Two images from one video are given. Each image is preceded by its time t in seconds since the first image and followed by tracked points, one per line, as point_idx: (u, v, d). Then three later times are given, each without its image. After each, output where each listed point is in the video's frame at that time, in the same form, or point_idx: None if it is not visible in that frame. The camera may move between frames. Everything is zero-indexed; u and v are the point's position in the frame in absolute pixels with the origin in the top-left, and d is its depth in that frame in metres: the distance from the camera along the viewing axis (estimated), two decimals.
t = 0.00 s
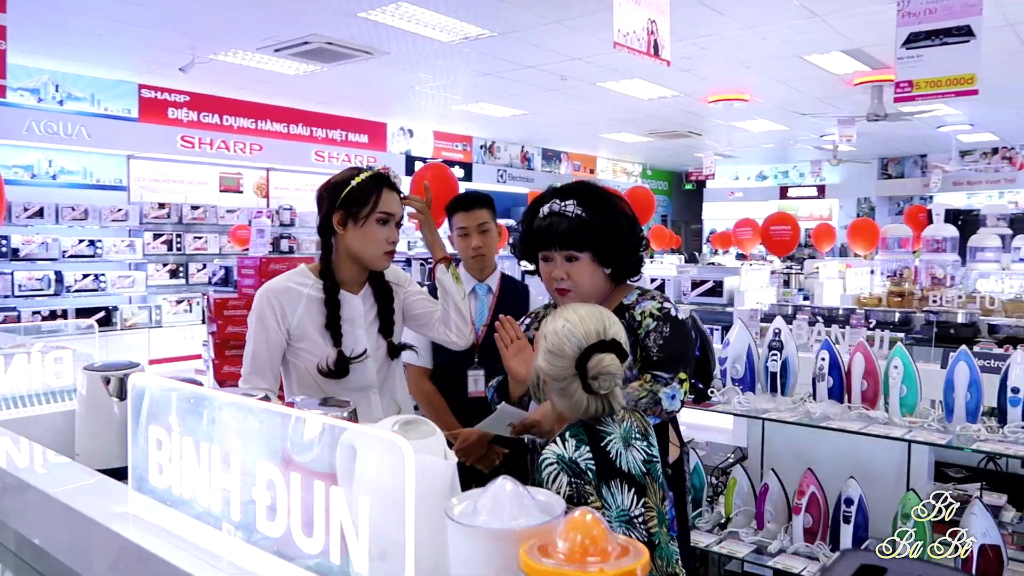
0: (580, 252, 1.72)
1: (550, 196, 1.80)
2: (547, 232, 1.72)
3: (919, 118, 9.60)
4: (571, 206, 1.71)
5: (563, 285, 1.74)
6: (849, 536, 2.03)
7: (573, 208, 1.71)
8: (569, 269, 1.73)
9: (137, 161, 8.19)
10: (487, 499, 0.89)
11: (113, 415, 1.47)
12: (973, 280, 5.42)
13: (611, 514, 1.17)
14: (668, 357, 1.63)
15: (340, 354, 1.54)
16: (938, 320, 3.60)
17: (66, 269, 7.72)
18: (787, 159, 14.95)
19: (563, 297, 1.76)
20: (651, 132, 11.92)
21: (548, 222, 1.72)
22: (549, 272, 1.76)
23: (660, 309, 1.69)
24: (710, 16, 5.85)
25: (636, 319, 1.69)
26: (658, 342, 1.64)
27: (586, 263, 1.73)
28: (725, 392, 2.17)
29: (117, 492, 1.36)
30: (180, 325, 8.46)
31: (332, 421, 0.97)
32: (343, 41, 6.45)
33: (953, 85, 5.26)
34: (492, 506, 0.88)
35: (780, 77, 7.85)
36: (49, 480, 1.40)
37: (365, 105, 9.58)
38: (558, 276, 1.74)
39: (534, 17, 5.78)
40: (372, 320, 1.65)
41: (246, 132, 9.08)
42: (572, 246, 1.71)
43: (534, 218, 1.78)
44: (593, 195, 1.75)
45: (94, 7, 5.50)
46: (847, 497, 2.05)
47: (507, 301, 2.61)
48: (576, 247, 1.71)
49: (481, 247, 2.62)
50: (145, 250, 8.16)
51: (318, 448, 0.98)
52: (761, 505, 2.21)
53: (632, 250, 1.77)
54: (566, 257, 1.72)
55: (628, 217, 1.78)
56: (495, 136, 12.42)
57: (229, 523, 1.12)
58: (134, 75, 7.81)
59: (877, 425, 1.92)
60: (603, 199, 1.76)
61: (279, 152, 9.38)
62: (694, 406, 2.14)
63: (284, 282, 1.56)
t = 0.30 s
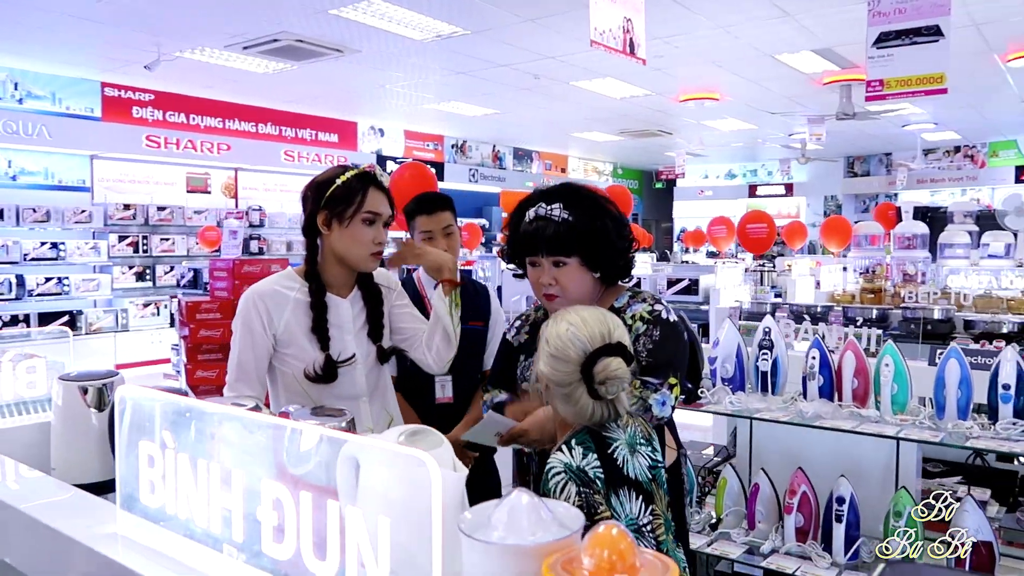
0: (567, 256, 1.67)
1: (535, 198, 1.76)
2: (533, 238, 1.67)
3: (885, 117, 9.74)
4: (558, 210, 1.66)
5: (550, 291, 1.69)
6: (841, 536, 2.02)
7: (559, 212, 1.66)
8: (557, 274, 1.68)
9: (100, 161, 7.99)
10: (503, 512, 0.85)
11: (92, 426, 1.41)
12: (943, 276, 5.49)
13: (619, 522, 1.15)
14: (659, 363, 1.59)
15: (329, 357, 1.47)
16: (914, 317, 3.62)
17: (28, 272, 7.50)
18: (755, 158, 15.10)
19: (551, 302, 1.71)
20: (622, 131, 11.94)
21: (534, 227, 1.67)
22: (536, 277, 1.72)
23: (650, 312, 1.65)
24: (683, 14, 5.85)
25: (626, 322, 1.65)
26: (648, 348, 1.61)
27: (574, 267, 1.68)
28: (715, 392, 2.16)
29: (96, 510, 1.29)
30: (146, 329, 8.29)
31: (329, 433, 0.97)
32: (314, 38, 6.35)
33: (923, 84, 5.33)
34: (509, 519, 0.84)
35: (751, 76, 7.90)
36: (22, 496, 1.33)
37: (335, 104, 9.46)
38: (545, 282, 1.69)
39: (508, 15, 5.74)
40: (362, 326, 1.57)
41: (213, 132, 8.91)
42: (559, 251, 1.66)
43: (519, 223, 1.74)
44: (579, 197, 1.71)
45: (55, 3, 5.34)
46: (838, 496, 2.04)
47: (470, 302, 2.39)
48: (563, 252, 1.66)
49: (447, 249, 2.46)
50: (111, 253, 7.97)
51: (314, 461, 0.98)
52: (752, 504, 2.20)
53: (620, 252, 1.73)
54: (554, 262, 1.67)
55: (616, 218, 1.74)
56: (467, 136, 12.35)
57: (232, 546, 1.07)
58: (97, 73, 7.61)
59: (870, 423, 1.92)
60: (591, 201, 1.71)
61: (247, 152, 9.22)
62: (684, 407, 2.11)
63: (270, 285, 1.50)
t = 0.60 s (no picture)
0: (572, 246, 1.62)
1: (541, 188, 1.71)
2: (540, 225, 1.63)
3: (865, 116, 9.80)
4: (563, 198, 1.62)
5: (556, 280, 1.64)
6: (844, 535, 1.99)
7: (565, 200, 1.62)
8: (563, 264, 1.63)
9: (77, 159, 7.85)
10: (525, 518, 0.80)
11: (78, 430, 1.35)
12: (928, 273, 5.51)
13: (634, 527, 1.10)
14: (671, 362, 1.55)
15: (327, 356, 1.42)
16: (904, 314, 3.60)
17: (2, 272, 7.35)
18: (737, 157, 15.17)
19: (558, 293, 1.65)
20: (605, 130, 11.93)
21: (540, 215, 1.62)
22: (540, 267, 1.67)
23: (660, 309, 1.60)
24: (670, 12, 5.84)
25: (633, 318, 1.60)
26: (661, 344, 1.56)
27: (579, 257, 1.63)
28: (715, 390, 2.13)
29: (84, 517, 1.23)
30: (125, 330, 8.14)
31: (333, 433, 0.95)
32: (296, 34, 6.27)
33: (907, 82, 5.35)
34: (531, 526, 0.79)
35: (734, 74, 7.91)
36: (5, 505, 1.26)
37: (317, 101, 9.36)
38: (550, 271, 1.64)
39: (493, 12, 5.69)
40: (361, 323, 1.52)
41: (193, 129, 8.78)
42: (564, 239, 1.61)
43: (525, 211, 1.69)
44: (586, 185, 1.66)
45: None
46: (840, 494, 2.02)
47: (455, 300, 2.32)
48: (568, 241, 1.61)
49: (429, 247, 2.26)
50: (88, 252, 7.83)
51: (318, 463, 0.95)
52: (752, 504, 2.17)
53: (627, 243, 1.68)
54: (559, 250, 1.62)
55: (624, 207, 1.68)
56: (450, 134, 12.28)
57: (237, 555, 1.02)
58: (73, 69, 7.46)
59: (873, 420, 1.89)
60: (598, 189, 1.66)
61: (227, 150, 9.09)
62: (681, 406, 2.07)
63: (265, 281, 1.45)
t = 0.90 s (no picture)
0: (590, 242, 1.61)
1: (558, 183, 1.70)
2: (558, 219, 1.62)
3: (857, 116, 9.82)
4: (583, 193, 1.61)
5: (573, 276, 1.63)
6: (856, 538, 1.97)
7: (584, 195, 1.61)
8: (580, 259, 1.61)
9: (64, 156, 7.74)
10: (562, 527, 0.77)
11: (79, 433, 1.29)
12: (923, 274, 5.51)
13: (669, 535, 1.06)
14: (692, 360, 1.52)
15: (341, 359, 1.38)
16: (904, 314, 3.58)
17: None
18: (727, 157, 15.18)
19: (572, 288, 1.64)
20: (597, 129, 11.90)
21: (558, 209, 1.62)
22: (557, 264, 1.66)
23: (681, 306, 1.58)
24: (666, 10, 5.82)
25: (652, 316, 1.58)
26: (684, 343, 1.54)
27: (596, 254, 1.62)
28: (725, 392, 2.11)
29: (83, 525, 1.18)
30: (113, 329, 8.04)
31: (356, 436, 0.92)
32: (288, 31, 6.20)
33: (903, 82, 5.34)
34: (570, 537, 0.76)
35: (728, 73, 7.90)
36: None
37: (308, 99, 9.29)
38: (566, 266, 1.63)
39: (488, 9, 5.65)
40: (374, 326, 1.49)
41: (182, 127, 8.68)
42: (582, 234, 1.60)
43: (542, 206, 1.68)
44: (603, 180, 1.65)
45: None
46: (852, 497, 1.99)
47: (458, 299, 2.27)
48: (586, 236, 1.60)
49: (430, 245, 2.23)
50: (76, 250, 7.73)
51: (338, 466, 0.92)
52: (761, 507, 2.14)
53: (646, 240, 1.67)
54: (576, 245, 1.61)
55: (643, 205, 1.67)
56: (441, 133, 12.22)
57: (260, 569, 0.98)
58: (60, 65, 7.35)
59: (887, 422, 1.86)
60: (617, 182, 1.66)
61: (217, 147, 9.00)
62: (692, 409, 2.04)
63: (279, 281, 1.41)
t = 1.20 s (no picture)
0: (610, 247, 1.64)
1: (572, 188, 1.73)
2: (578, 225, 1.65)
3: (848, 117, 9.85)
4: (603, 198, 1.65)
5: (590, 282, 1.66)
6: (866, 543, 1.96)
7: (605, 200, 1.64)
8: (598, 266, 1.65)
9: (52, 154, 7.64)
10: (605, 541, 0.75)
11: (85, 441, 1.26)
12: (917, 275, 5.53)
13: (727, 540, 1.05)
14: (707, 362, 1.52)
15: (351, 367, 1.35)
16: (904, 315, 3.58)
17: None
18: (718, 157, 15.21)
19: (589, 294, 1.67)
20: (589, 129, 11.89)
21: (578, 215, 1.65)
22: (574, 270, 1.68)
23: (692, 305, 1.61)
24: (662, 11, 5.81)
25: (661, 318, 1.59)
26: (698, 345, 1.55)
27: (616, 260, 1.65)
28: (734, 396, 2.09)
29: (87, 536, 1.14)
30: (102, 330, 7.95)
31: (381, 451, 0.89)
32: (281, 28, 6.14)
33: (899, 84, 5.35)
34: (616, 552, 0.75)
35: (722, 74, 7.90)
36: None
37: (299, 98, 9.22)
38: (585, 272, 1.65)
39: (484, 8, 5.62)
40: (387, 332, 1.46)
41: (172, 125, 8.60)
42: (603, 240, 1.64)
43: (559, 210, 1.71)
44: (622, 185, 1.70)
45: None
46: (863, 501, 1.98)
47: (465, 302, 2.25)
48: (607, 242, 1.64)
49: (439, 245, 2.23)
50: (64, 250, 7.64)
51: (360, 479, 0.90)
52: (771, 511, 2.13)
53: (664, 244, 1.72)
54: (596, 252, 1.64)
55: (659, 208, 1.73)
56: (432, 132, 12.17)
57: None
58: (49, 62, 7.26)
59: (900, 426, 1.85)
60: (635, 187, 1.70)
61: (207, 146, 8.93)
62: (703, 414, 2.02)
63: (291, 287, 1.38)
